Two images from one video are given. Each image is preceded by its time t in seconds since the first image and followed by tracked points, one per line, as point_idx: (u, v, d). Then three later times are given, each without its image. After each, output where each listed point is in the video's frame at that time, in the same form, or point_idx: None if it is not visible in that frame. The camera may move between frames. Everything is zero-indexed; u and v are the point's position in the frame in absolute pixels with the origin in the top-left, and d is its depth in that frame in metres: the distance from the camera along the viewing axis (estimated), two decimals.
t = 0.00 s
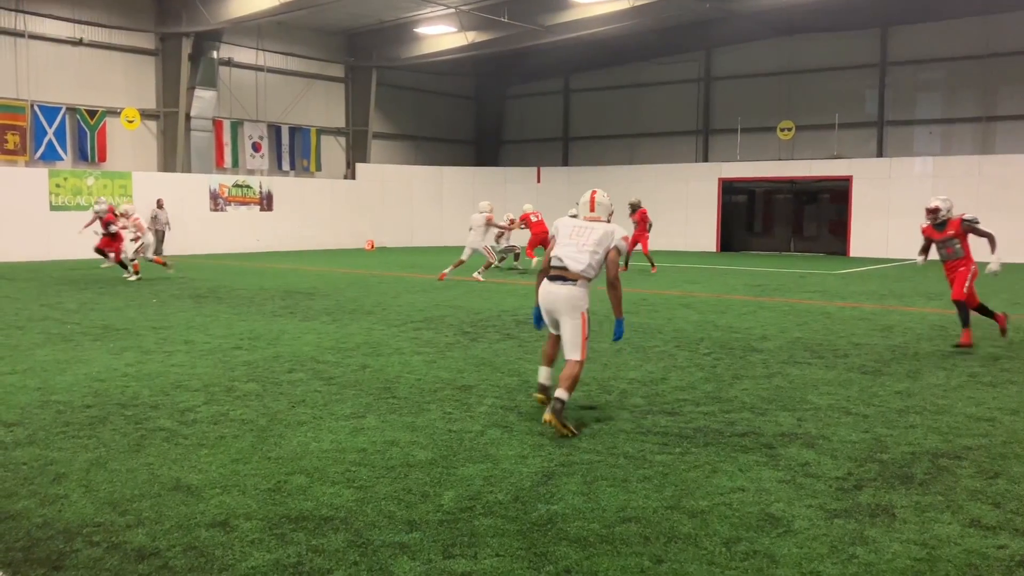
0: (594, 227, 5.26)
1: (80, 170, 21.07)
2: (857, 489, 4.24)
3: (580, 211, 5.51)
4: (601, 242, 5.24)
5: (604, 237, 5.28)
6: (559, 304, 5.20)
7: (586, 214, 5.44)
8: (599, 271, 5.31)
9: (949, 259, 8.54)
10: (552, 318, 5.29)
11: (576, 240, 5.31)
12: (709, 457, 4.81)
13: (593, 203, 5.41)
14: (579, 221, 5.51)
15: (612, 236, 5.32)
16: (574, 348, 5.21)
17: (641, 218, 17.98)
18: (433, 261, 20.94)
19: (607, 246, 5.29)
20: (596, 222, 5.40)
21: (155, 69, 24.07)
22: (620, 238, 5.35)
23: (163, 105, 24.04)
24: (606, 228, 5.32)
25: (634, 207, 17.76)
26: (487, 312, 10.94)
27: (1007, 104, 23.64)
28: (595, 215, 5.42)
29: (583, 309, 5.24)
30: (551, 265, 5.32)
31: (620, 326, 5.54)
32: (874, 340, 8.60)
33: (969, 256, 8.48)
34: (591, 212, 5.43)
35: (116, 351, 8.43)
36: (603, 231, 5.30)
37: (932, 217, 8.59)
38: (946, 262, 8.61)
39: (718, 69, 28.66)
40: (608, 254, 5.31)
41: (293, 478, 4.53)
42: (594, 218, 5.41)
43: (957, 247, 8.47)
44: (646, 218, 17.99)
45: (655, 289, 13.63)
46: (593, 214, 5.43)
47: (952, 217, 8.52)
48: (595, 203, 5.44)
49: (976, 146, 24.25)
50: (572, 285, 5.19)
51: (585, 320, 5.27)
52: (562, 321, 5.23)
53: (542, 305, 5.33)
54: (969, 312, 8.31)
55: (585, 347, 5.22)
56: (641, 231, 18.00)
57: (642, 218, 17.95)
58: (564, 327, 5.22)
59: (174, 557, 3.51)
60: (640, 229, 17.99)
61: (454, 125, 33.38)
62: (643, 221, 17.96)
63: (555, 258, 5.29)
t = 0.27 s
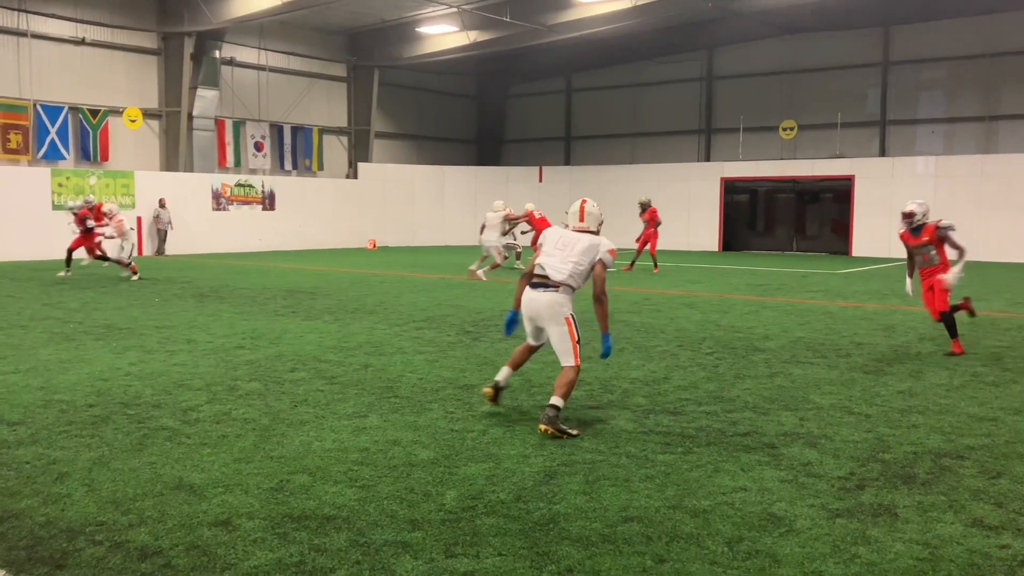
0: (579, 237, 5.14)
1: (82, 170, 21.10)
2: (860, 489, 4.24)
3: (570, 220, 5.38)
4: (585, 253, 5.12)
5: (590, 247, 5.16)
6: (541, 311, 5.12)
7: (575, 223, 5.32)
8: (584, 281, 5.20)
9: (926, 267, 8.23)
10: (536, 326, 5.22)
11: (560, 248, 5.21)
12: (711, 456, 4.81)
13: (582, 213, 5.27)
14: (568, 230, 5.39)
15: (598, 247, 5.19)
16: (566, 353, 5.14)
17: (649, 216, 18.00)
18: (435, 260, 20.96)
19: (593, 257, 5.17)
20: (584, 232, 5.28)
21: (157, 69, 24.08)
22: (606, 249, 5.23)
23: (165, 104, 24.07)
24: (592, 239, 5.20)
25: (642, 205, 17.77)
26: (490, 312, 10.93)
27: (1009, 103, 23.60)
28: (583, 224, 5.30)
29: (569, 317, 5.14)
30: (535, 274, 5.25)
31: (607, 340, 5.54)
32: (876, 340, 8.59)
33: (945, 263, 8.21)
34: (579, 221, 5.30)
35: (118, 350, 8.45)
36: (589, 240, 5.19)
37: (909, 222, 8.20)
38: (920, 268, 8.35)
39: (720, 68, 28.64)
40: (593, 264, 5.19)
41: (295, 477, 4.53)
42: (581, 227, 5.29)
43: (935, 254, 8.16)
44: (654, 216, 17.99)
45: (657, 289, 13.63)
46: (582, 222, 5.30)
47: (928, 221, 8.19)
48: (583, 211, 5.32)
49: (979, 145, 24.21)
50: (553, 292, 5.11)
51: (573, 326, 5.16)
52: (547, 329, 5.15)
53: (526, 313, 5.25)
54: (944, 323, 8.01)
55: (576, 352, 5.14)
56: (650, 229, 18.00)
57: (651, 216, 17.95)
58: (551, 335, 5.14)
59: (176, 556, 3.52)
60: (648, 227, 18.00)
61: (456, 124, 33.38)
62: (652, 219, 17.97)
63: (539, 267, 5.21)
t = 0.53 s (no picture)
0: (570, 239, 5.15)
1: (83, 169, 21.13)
2: (861, 489, 4.24)
3: (560, 222, 5.39)
4: (576, 255, 5.14)
5: (580, 251, 5.18)
6: (533, 313, 5.11)
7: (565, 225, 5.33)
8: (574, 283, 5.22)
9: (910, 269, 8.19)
10: (528, 328, 5.19)
11: (550, 251, 5.20)
12: (712, 456, 4.81)
13: (573, 215, 5.28)
14: (557, 233, 5.39)
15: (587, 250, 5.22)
16: (565, 353, 5.15)
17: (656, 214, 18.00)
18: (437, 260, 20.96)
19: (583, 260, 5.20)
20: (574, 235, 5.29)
21: (159, 69, 24.11)
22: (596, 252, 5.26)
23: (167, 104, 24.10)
24: (582, 241, 5.22)
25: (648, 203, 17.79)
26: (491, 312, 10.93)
27: (1011, 103, 23.56)
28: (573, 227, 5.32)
29: (561, 317, 5.15)
30: (525, 277, 5.23)
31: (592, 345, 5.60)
32: (877, 340, 8.59)
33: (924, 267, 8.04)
34: (569, 223, 5.31)
35: (121, 350, 8.47)
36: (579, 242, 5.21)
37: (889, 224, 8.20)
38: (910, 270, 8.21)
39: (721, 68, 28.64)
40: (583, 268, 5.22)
41: (297, 477, 4.54)
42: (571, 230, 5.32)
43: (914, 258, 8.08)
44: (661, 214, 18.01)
45: (658, 289, 13.62)
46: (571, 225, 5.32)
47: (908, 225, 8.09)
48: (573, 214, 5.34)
49: (980, 145, 24.19)
50: (545, 294, 5.09)
51: (566, 326, 5.18)
52: (541, 331, 5.15)
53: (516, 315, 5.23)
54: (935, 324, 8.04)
55: (574, 351, 5.16)
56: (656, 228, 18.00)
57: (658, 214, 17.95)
58: (545, 337, 5.14)
59: (178, 555, 3.53)
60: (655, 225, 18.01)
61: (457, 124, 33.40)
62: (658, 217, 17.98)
63: (529, 269, 5.21)
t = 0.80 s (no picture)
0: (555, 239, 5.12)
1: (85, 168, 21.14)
2: (864, 489, 4.23)
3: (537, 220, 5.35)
4: (562, 256, 5.13)
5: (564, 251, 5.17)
6: (522, 315, 5.07)
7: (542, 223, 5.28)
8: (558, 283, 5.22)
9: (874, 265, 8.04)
10: (514, 330, 5.14)
11: (534, 251, 5.16)
12: (714, 456, 4.79)
13: (551, 214, 5.19)
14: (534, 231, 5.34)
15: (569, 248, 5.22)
16: (553, 352, 5.11)
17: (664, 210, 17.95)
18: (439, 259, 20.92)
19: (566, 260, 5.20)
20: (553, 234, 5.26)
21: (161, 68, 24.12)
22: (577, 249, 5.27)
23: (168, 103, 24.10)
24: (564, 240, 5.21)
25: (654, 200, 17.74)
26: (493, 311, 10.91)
27: (1014, 102, 23.51)
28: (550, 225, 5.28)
29: (548, 318, 5.13)
30: (509, 278, 5.17)
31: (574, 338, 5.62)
32: (880, 339, 8.55)
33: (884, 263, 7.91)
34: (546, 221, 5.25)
35: (123, 349, 8.46)
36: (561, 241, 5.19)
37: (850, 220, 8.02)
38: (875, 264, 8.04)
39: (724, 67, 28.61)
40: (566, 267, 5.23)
41: (299, 476, 4.53)
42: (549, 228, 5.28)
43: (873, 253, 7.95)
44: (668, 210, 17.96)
45: (661, 289, 13.58)
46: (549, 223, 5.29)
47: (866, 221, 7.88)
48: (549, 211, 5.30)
49: (983, 144, 24.14)
50: (534, 295, 5.06)
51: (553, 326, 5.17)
52: (528, 332, 5.11)
53: (502, 316, 5.15)
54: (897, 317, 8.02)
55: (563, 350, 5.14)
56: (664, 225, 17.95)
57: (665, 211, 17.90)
58: (533, 338, 5.11)
59: (180, 555, 3.52)
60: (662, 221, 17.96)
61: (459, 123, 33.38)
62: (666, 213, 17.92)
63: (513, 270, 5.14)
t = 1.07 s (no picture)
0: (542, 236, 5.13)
1: (87, 168, 21.15)
2: (865, 488, 4.22)
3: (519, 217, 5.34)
4: (549, 254, 5.15)
5: (549, 248, 5.18)
6: (512, 314, 5.05)
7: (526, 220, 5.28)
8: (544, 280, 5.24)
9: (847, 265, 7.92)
10: (503, 328, 5.12)
11: (521, 249, 5.15)
12: (715, 456, 4.79)
13: (534, 210, 5.23)
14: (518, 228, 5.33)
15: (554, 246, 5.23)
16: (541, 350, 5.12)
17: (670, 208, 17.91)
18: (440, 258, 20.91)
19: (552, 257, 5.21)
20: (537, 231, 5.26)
21: (162, 67, 24.12)
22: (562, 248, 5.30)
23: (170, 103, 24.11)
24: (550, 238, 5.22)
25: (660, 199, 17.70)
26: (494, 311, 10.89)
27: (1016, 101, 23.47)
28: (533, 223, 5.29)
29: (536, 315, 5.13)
30: (497, 276, 5.14)
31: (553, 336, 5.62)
32: (882, 339, 8.53)
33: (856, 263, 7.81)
34: (530, 218, 5.27)
35: (125, 348, 8.46)
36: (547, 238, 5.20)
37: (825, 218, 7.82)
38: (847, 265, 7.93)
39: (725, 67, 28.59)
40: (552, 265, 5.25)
41: (300, 475, 4.53)
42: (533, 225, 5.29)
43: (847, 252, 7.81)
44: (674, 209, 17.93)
45: (662, 288, 13.56)
46: (532, 220, 5.29)
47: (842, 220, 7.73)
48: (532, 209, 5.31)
49: (985, 143, 24.10)
50: (525, 294, 5.05)
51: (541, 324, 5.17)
52: (518, 330, 5.09)
53: (491, 314, 5.12)
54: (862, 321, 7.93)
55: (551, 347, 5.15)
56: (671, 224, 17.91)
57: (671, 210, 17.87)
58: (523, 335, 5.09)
59: (181, 554, 3.52)
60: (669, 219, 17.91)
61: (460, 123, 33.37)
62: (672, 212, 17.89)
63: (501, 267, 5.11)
